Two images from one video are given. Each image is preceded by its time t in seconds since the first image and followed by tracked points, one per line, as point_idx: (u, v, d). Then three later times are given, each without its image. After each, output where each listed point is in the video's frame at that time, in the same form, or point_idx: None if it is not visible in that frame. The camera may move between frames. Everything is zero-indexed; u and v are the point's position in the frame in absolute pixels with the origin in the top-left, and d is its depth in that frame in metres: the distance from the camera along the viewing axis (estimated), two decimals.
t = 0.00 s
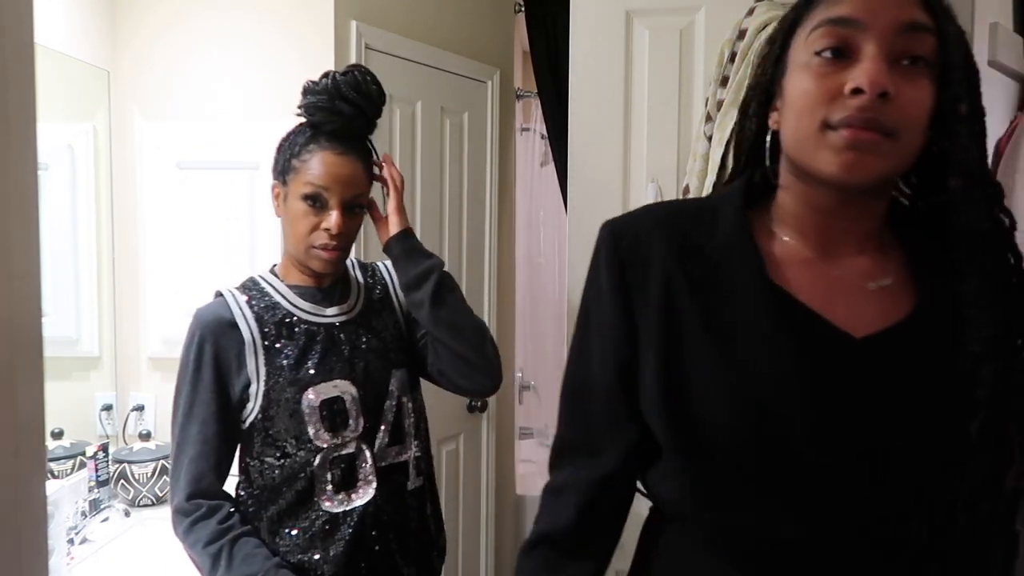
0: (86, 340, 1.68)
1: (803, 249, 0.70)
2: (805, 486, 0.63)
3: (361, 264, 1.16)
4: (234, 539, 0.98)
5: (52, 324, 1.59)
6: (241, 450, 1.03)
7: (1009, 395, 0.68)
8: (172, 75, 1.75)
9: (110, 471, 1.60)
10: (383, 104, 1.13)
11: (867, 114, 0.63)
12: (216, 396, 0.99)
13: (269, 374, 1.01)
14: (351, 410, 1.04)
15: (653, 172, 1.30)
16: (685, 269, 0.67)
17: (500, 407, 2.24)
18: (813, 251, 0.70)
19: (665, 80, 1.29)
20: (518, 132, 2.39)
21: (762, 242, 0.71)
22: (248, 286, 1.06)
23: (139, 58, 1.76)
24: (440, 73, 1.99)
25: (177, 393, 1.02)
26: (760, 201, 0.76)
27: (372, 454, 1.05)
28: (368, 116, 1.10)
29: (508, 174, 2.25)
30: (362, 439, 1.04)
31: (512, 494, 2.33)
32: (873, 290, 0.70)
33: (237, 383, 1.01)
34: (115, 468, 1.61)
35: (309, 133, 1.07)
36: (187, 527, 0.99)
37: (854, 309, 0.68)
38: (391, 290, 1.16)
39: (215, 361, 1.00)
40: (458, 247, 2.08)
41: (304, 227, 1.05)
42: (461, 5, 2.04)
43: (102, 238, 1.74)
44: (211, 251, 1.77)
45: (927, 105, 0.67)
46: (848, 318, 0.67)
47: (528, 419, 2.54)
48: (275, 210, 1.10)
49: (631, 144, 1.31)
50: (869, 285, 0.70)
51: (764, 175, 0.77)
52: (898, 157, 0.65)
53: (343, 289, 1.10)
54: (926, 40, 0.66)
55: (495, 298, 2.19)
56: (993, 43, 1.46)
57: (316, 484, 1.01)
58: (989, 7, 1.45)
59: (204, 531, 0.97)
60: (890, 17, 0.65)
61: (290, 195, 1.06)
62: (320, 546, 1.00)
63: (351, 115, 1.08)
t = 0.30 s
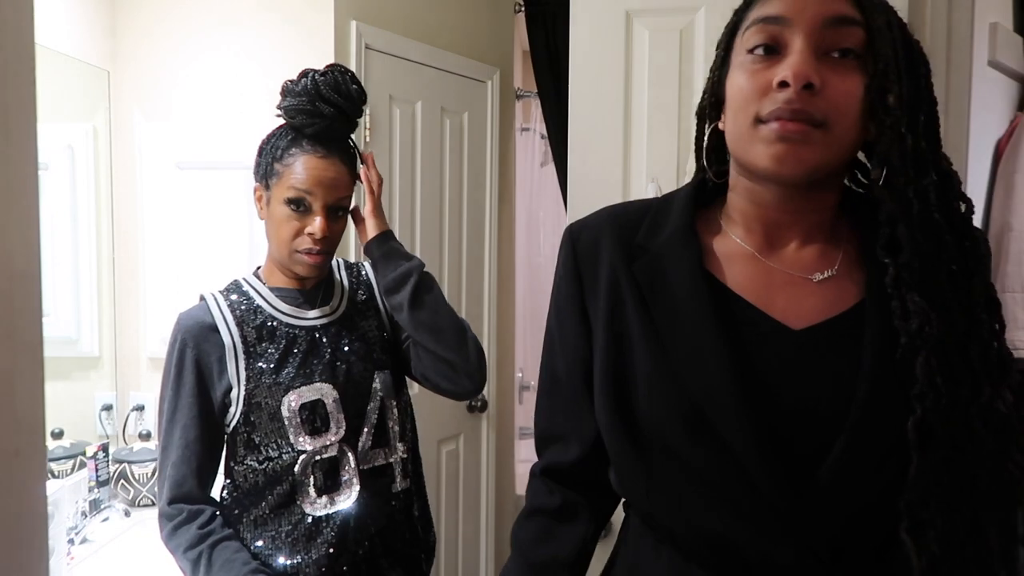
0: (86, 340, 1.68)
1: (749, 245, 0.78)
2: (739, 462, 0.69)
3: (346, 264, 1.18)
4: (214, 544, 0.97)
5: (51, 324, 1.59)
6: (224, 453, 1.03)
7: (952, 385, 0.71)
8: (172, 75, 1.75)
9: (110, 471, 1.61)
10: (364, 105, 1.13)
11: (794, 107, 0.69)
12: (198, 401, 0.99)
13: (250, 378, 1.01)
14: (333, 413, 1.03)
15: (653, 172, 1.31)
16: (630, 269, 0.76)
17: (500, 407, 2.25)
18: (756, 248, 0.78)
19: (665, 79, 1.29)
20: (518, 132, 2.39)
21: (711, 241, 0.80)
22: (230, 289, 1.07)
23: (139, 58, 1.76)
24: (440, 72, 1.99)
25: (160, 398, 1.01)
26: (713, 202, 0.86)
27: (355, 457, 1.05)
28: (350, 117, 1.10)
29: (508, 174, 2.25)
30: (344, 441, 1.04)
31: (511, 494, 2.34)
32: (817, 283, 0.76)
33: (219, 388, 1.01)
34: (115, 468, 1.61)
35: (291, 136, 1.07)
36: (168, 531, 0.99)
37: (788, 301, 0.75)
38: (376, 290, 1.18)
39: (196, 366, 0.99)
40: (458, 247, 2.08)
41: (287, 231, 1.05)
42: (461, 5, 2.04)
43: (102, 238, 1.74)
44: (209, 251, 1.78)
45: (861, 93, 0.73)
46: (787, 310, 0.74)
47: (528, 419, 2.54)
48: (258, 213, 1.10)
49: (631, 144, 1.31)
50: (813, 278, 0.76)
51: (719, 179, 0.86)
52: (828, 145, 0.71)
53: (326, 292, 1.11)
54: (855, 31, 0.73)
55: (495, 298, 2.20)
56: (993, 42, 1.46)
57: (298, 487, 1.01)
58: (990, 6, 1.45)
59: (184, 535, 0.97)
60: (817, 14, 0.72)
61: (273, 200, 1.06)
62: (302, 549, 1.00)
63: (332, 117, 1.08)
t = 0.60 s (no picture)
0: (86, 340, 1.68)
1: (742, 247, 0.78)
2: (746, 468, 0.69)
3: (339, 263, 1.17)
4: (210, 545, 0.97)
5: (51, 325, 1.59)
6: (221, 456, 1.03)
7: (949, 380, 0.71)
8: (172, 75, 1.75)
9: (110, 471, 1.61)
10: (358, 111, 1.12)
11: (763, 103, 0.70)
12: (192, 406, 1.00)
13: (243, 382, 1.01)
14: (326, 414, 1.03)
15: (653, 172, 1.30)
16: (622, 281, 0.76)
17: (500, 407, 2.25)
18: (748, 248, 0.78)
19: (665, 79, 1.29)
20: (518, 133, 2.39)
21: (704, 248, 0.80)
22: (222, 293, 1.07)
23: (139, 58, 1.76)
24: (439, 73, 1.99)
25: (155, 404, 1.02)
26: (699, 206, 0.86)
27: (350, 456, 1.05)
28: (345, 125, 1.09)
29: (508, 174, 2.25)
30: (339, 441, 1.04)
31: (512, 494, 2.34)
32: (815, 281, 0.76)
33: (212, 392, 1.01)
34: (115, 468, 1.61)
35: (285, 142, 1.06)
36: (166, 535, 0.99)
37: (783, 301, 0.74)
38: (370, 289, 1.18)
39: (190, 371, 1.00)
40: (458, 247, 2.08)
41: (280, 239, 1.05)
42: (461, 5, 2.04)
43: (101, 238, 1.74)
44: (208, 251, 1.77)
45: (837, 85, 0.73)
46: (784, 313, 0.74)
47: (528, 419, 2.54)
48: (250, 217, 1.10)
49: (631, 144, 1.31)
50: (809, 277, 0.76)
51: (703, 183, 0.87)
52: (805, 139, 0.71)
53: (319, 293, 1.10)
54: (824, 26, 0.73)
55: (495, 298, 2.20)
56: (993, 42, 1.46)
57: (293, 488, 1.01)
58: (990, 6, 1.45)
59: (181, 538, 0.97)
60: (784, 12, 0.72)
61: (266, 207, 1.05)
62: (299, 550, 1.00)
63: (327, 124, 1.07)
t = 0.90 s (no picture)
0: (86, 340, 1.68)
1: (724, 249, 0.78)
2: (721, 469, 0.69)
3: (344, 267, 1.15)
4: (206, 544, 0.97)
5: (51, 325, 1.59)
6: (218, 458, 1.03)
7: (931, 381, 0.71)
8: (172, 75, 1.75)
9: (110, 472, 1.61)
10: (349, 109, 1.13)
11: (717, 108, 0.70)
12: (192, 409, 1.00)
13: (242, 385, 1.01)
14: (324, 419, 1.03)
15: (653, 172, 1.30)
16: (613, 282, 0.77)
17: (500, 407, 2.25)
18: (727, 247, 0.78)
19: (665, 79, 1.29)
20: (518, 132, 2.39)
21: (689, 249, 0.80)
22: (220, 294, 1.06)
23: (139, 58, 1.76)
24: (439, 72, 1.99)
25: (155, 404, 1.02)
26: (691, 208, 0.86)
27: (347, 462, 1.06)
28: (336, 123, 1.10)
29: (508, 173, 2.25)
30: (336, 446, 1.05)
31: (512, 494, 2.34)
32: (796, 281, 0.76)
33: (211, 395, 1.01)
34: (115, 468, 1.61)
35: (281, 147, 1.06)
36: (162, 532, 0.99)
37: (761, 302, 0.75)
38: (375, 295, 1.16)
39: (189, 373, 1.00)
40: (457, 247, 2.08)
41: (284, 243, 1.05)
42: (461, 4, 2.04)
43: (101, 238, 1.74)
44: (208, 251, 1.77)
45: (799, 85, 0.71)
46: (763, 312, 0.74)
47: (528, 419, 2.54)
48: (249, 223, 1.10)
49: (631, 144, 1.31)
50: (790, 277, 0.76)
51: (693, 184, 0.86)
52: (766, 139, 0.70)
53: (320, 297, 1.10)
54: (784, 24, 0.72)
55: (495, 298, 2.20)
56: (993, 42, 1.46)
57: (290, 492, 1.01)
58: (990, 6, 1.46)
59: (177, 536, 0.97)
60: (739, 17, 0.72)
61: (268, 213, 1.05)
62: (293, 553, 1.01)
63: (321, 125, 1.08)
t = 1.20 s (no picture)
0: (86, 340, 1.68)
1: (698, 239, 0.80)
2: (654, 485, 0.73)
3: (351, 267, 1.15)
4: (212, 539, 0.98)
5: (51, 325, 1.59)
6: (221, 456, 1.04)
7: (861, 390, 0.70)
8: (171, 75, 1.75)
9: (110, 472, 1.61)
10: (359, 105, 1.13)
11: (653, 108, 0.74)
12: (195, 406, 1.00)
13: (246, 386, 1.01)
14: (327, 422, 1.03)
15: (653, 172, 1.30)
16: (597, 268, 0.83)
17: (500, 407, 2.25)
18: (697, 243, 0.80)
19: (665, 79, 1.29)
20: (518, 133, 2.38)
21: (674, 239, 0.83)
22: (224, 291, 1.06)
23: (138, 58, 1.76)
24: (439, 73, 1.99)
25: (159, 400, 1.03)
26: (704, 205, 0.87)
27: (350, 466, 1.05)
28: (346, 118, 1.10)
29: (507, 173, 2.24)
30: (339, 451, 1.04)
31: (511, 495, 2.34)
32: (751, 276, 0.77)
33: (215, 393, 1.01)
34: (115, 468, 1.61)
35: (290, 144, 1.07)
36: (165, 527, 0.99)
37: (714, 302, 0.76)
38: (380, 296, 1.16)
39: (193, 371, 1.00)
40: (457, 247, 2.08)
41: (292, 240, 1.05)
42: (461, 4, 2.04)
43: (102, 237, 1.74)
44: (208, 251, 1.77)
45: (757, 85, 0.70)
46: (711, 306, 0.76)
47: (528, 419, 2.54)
48: (256, 220, 1.10)
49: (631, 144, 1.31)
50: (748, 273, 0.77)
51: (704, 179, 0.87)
52: (694, 136, 0.72)
53: (325, 296, 1.10)
54: (719, 25, 0.72)
55: (495, 298, 2.20)
56: (993, 43, 1.46)
57: (293, 494, 1.01)
58: (990, 6, 1.46)
59: (182, 530, 0.97)
60: (685, 19, 0.74)
61: (277, 209, 1.06)
62: (295, 554, 1.01)
63: (331, 122, 1.08)
